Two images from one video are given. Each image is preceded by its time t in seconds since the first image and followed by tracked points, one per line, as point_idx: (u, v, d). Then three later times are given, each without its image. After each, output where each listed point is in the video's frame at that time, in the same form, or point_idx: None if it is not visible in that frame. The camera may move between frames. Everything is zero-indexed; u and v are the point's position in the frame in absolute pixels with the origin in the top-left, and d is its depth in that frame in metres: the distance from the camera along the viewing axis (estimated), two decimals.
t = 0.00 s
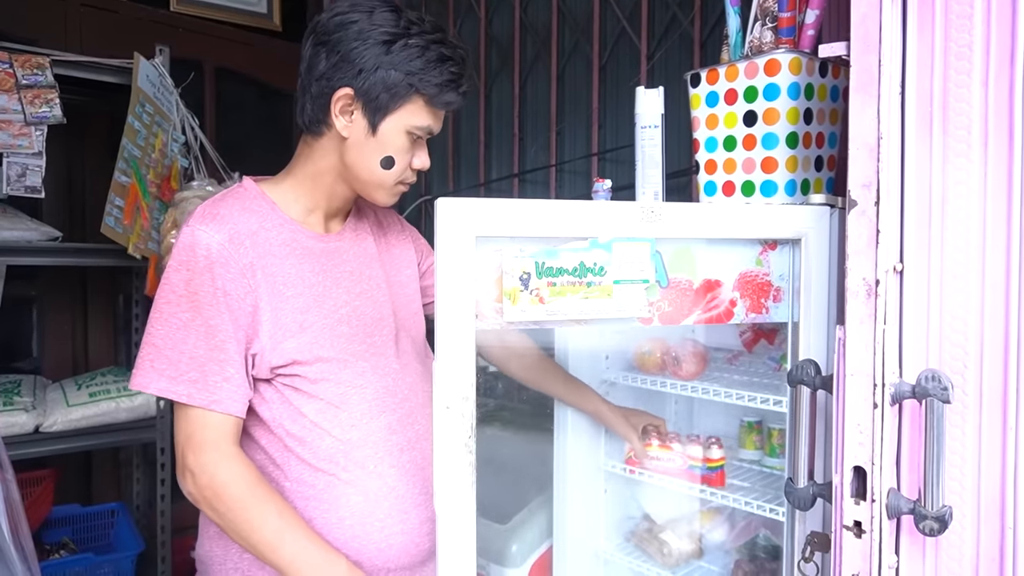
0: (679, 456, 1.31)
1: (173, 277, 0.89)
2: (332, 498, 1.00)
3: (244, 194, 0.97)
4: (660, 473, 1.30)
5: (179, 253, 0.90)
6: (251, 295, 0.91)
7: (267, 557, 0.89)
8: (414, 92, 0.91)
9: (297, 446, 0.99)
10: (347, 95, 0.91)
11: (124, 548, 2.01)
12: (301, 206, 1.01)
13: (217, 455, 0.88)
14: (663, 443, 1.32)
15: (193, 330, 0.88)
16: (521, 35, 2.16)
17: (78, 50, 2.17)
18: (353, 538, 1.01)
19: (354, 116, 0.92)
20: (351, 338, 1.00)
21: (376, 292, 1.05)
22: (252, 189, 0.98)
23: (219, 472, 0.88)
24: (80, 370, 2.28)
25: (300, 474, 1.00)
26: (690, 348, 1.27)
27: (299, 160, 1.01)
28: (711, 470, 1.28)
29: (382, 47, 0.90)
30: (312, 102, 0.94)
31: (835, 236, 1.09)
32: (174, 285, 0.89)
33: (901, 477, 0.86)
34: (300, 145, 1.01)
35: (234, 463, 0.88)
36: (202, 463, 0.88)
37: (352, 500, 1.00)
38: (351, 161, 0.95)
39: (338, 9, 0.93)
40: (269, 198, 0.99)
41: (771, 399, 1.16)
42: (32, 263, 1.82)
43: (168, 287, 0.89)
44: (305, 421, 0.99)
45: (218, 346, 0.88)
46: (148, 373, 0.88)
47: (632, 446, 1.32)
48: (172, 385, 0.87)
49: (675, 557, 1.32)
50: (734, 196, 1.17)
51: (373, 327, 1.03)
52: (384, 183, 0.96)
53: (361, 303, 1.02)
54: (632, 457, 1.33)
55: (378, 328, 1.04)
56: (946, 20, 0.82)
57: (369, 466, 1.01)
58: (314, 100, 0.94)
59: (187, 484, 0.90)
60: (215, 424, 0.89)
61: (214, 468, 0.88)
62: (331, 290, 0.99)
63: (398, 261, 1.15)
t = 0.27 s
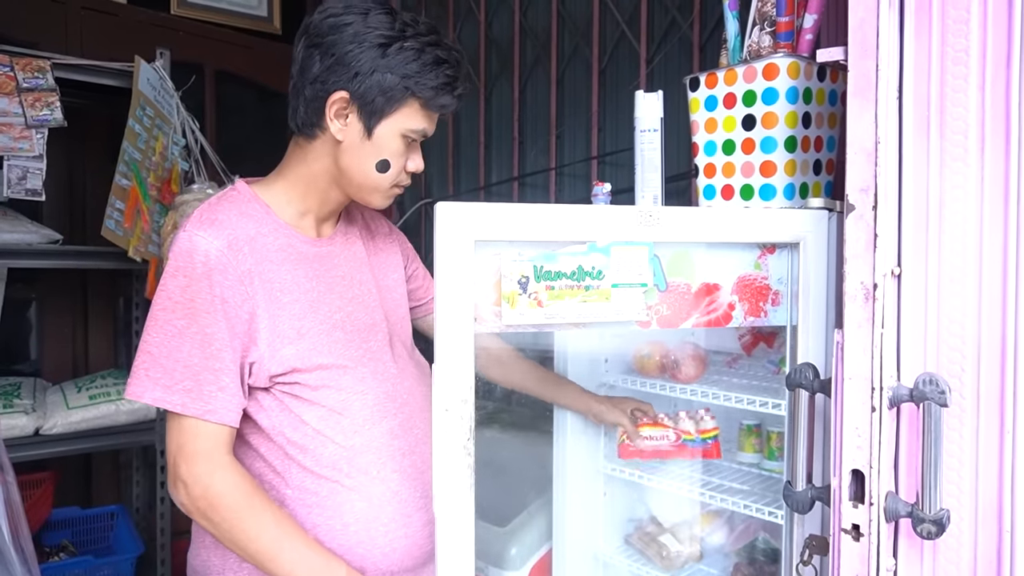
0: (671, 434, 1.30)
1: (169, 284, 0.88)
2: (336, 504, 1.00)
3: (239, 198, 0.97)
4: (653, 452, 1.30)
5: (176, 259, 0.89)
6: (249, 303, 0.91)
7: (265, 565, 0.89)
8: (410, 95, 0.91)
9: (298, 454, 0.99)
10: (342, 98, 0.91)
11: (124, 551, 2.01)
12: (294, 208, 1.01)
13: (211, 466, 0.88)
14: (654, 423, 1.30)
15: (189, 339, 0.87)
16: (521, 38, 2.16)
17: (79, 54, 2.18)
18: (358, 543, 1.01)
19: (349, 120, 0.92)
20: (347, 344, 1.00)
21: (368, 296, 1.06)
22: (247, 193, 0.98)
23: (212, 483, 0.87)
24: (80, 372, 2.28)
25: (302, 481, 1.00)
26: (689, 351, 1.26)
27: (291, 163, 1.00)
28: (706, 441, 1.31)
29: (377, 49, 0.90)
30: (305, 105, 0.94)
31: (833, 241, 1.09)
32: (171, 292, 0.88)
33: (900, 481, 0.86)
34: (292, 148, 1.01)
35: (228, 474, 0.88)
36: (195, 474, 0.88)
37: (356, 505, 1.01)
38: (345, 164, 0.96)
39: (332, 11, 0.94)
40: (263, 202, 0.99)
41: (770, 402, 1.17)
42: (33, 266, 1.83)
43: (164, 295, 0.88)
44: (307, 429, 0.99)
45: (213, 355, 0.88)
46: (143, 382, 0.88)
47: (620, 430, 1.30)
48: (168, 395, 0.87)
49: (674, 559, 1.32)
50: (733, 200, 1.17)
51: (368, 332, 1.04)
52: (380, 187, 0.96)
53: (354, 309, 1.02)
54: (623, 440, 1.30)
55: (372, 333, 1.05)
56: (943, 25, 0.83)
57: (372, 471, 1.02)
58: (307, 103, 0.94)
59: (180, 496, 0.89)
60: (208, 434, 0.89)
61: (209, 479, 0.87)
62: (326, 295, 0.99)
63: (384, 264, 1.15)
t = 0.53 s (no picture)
0: (636, 418, 1.29)
1: (164, 290, 0.88)
2: (338, 507, 1.00)
3: (233, 202, 0.97)
4: (624, 434, 1.26)
5: (170, 264, 0.89)
6: (244, 309, 0.91)
7: (262, 571, 0.90)
8: (411, 105, 0.92)
9: (299, 458, 0.99)
10: (343, 102, 0.91)
11: (123, 553, 2.01)
12: (287, 211, 1.01)
13: (206, 473, 0.88)
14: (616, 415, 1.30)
15: (183, 345, 0.87)
16: (522, 42, 2.17)
17: (81, 57, 2.18)
18: (360, 545, 1.02)
19: (349, 124, 0.93)
20: (343, 347, 1.01)
21: (360, 300, 1.06)
22: (241, 197, 0.98)
23: (207, 490, 0.88)
24: (80, 374, 2.28)
25: (303, 485, 1.00)
26: (688, 354, 1.26)
27: (285, 166, 1.01)
28: (673, 417, 1.29)
29: (382, 57, 0.91)
30: (305, 107, 0.94)
31: (832, 245, 1.09)
32: (165, 298, 0.88)
33: (899, 485, 0.85)
34: (287, 149, 1.01)
35: (223, 480, 0.89)
36: (189, 482, 0.88)
37: (359, 508, 1.01)
38: (341, 169, 0.96)
39: (338, 15, 0.94)
40: (257, 205, 0.99)
41: (769, 406, 1.16)
42: (35, 268, 1.83)
43: (158, 301, 0.88)
44: (307, 432, 0.99)
45: (208, 362, 0.88)
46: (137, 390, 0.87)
47: (614, 440, 1.24)
48: (162, 403, 0.86)
49: (673, 563, 1.32)
50: (733, 204, 1.17)
51: (362, 335, 1.04)
52: (375, 194, 0.97)
53: (347, 312, 1.03)
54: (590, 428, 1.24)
55: (367, 336, 1.05)
56: (942, 30, 0.83)
57: (374, 473, 1.02)
58: (307, 104, 0.94)
59: (174, 504, 0.89)
60: (201, 442, 0.89)
61: (203, 486, 0.88)
62: (320, 300, 0.99)
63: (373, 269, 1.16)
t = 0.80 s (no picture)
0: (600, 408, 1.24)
1: (168, 293, 0.88)
2: (344, 508, 1.01)
3: (234, 204, 0.97)
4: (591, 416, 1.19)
5: (173, 267, 0.89)
6: (247, 312, 0.91)
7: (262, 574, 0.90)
8: (415, 111, 0.92)
9: (304, 459, 0.99)
10: (347, 107, 0.92)
11: (126, 554, 2.02)
12: (287, 213, 1.01)
13: (206, 476, 0.88)
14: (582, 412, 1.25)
15: (187, 349, 0.87)
16: (523, 43, 2.17)
17: (83, 59, 2.19)
18: (368, 545, 1.02)
19: (352, 129, 0.93)
20: (346, 348, 1.01)
21: (358, 302, 1.06)
22: (243, 199, 0.98)
23: (207, 494, 0.88)
24: (82, 375, 2.29)
25: (308, 487, 1.00)
26: (690, 355, 1.26)
27: (286, 167, 1.01)
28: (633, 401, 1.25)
29: (388, 63, 0.91)
30: (308, 109, 0.94)
31: (833, 246, 1.09)
32: (168, 300, 0.88)
33: (901, 486, 0.86)
34: (287, 151, 1.01)
35: (223, 483, 0.89)
36: (189, 486, 0.88)
37: (365, 508, 1.01)
38: (342, 172, 0.97)
39: (344, 19, 0.93)
40: (258, 207, 0.99)
41: (770, 407, 1.16)
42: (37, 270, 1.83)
43: (162, 303, 0.88)
44: (312, 433, 0.99)
45: (211, 366, 0.88)
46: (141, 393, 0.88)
47: (620, 432, 1.18)
48: (165, 406, 0.87)
49: (675, 564, 1.32)
50: (734, 205, 1.17)
51: (363, 337, 1.04)
52: (375, 199, 0.97)
53: (347, 314, 1.03)
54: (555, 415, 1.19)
55: (367, 337, 1.05)
56: (942, 31, 0.83)
57: (379, 473, 1.02)
58: (310, 106, 0.94)
59: (175, 507, 0.90)
60: (201, 445, 0.89)
61: (204, 490, 0.88)
62: (321, 302, 1.00)
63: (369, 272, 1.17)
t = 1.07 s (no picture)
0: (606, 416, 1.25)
1: (165, 300, 0.88)
2: (351, 508, 1.01)
3: (231, 208, 0.96)
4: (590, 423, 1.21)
5: (169, 274, 0.89)
6: (244, 317, 0.91)
7: None
8: (414, 113, 0.93)
9: (311, 460, 0.99)
10: (346, 109, 0.92)
11: (130, 554, 2.02)
12: (285, 216, 1.01)
13: (204, 482, 0.89)
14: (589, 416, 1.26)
15: (184, 356, 0.87)
16: (524, 43, 2.17)
17: (85, 61, 2.19)
18: (375, 545, 1.02)
19: (351, 131, 0.93)
20: (348, 349, 1.01)
21: (358, 303, 1.06)
22: (239, 202, 0.97)
23: (205, 499, 0.88)
24: (85, 377, 2.29)
25: (315, 487, 1.00)
26: (692, 354, 1.26)
27: (285, 168, 1.01)
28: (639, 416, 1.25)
29: (387, 65, 0.91)
30: (306, 112, 0.94)
31: (835, 245, 1.09)
32: (165, 308, 0.88)
33: (903, 486, 0.86)
34: (286, 152, 1.01)
35: (221, 488, 0.89)
36: (187, 491, 0.88)
37: (372, 508, 1.01)
38: (341, 174, 0.97)
39: (342, 19, 0.93)
40: (255, 211, 0.98)
41: (772, 406, 1.16)
42: (40, 271, 1.84)
43: (158, 311, 0.88)
44: (318, 434, 0.99)
45: (209, 372, 0.88)
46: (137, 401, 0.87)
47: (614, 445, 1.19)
48: (163, 414, 0.87)
49: (678, 563, 1.32)
50: (735, 204, 1.17)
51: (364, 336, 1.04)
52: (375, 201, 0.98)
53: (347, 315, 1.03)
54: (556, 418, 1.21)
55: (370, 337, 1.05)
56: (944, 29, 0.83)
57: (385, 472, 1.02)
58: (309, 109, 0.94)
59: (173, 513, 0.90)
60: (199, 450, 0.89)
61: (202, 495, 0.88)
62: (320, 304, 1.00)
63: (370, 272, 1.17)
